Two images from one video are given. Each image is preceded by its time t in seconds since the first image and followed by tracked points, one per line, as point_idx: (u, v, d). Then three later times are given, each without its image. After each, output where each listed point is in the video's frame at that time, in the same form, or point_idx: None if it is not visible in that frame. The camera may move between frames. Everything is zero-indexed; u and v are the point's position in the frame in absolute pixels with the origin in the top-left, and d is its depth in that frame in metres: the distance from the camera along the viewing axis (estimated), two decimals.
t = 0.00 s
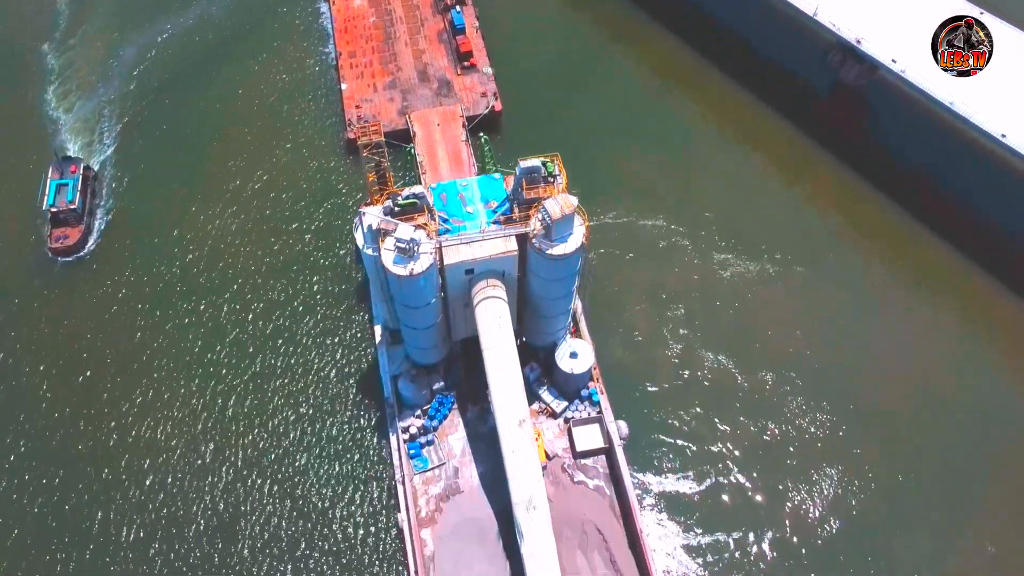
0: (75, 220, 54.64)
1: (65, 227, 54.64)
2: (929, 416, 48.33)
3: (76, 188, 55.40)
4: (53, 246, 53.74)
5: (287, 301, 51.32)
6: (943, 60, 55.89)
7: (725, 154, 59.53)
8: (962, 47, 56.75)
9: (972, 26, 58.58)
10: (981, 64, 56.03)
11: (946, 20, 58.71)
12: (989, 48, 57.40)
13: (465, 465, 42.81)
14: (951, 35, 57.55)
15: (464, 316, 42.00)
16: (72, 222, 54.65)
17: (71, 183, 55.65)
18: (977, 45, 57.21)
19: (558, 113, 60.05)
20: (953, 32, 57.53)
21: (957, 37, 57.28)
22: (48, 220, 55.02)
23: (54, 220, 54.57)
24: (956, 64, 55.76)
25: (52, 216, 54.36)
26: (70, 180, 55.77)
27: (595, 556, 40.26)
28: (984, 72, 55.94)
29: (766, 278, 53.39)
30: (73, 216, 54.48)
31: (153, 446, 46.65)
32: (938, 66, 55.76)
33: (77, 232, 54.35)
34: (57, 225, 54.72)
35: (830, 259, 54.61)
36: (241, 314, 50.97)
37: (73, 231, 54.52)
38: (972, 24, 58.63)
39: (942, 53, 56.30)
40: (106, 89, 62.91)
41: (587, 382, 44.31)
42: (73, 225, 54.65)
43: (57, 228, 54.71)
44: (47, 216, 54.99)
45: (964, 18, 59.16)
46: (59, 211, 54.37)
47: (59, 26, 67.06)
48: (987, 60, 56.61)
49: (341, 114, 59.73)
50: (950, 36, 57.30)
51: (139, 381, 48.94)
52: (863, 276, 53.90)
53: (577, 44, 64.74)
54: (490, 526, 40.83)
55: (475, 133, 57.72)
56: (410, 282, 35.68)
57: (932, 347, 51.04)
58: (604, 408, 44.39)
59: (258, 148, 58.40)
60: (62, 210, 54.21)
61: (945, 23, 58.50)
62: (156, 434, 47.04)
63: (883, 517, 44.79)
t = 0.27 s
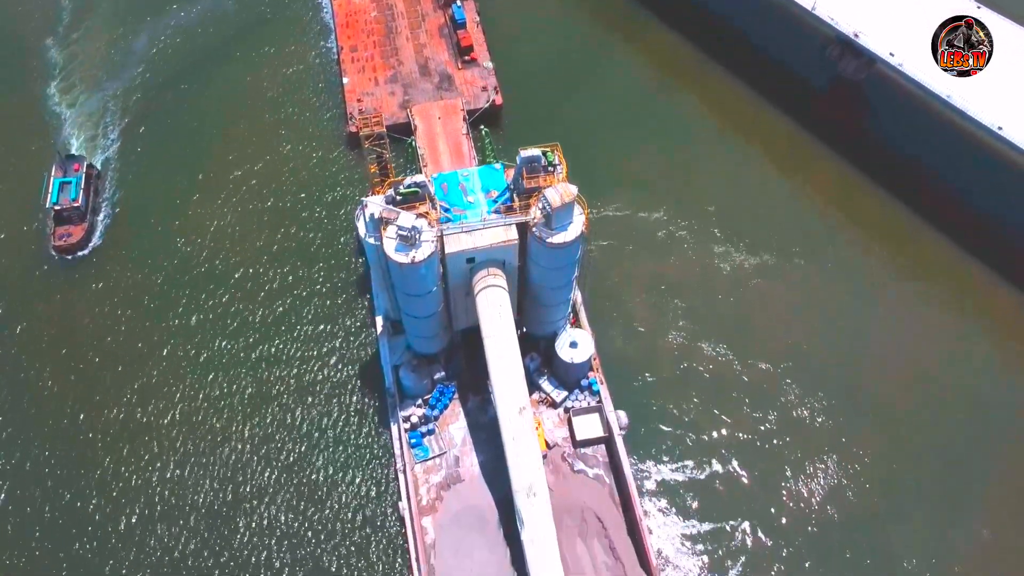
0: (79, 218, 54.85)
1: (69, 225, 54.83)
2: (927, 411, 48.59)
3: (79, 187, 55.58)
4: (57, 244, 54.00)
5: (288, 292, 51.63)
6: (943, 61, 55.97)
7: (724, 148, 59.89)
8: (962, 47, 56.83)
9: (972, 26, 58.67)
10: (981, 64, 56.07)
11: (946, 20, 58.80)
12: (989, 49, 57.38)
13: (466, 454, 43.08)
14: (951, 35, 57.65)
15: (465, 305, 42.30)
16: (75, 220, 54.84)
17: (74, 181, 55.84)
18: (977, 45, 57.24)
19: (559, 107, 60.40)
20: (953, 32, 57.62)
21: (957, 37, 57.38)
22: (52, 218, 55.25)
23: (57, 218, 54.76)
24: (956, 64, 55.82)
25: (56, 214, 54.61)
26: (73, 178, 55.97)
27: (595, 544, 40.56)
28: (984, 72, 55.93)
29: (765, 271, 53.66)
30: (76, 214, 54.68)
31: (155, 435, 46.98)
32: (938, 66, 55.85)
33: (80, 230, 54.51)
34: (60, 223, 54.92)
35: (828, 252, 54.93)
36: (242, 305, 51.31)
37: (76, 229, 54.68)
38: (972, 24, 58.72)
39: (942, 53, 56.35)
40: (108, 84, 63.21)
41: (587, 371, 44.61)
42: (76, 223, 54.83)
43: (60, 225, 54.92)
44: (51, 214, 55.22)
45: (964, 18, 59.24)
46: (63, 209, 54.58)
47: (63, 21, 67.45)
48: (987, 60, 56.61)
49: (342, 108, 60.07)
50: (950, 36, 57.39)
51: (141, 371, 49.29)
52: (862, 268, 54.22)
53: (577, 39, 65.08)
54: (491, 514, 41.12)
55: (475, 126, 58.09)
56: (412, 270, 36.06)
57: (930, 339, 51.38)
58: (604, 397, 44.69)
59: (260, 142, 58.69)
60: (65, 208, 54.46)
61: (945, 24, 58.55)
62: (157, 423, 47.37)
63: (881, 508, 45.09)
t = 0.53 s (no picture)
0: (82, 216, 54.82)
1: (72, 223, 54.75)
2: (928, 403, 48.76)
3: (82, 185, 55.57)
4: (60, 242, 53.89)
5: (290, 284, 51.96)
6: (943, 60, 55.85)
7: (724, 142, 60.21)
8: (962, 48, 56.80)
9: (972, 27, 58.64)
10: (980, 64, 56.05)
11: (946, 20, 58.68)
12: (989, 49, 57.45)
13: (467, 444, 43.34)
14: (951, 35, 57.63)
15: (466, 295, 42.60)
16: (78, 218, 54.79)
17: (78, 179, 55.81)
18: (977, 46, 57.23)
19: (559, 101, 60.75)
20: (953, 32, 57.58)
21: (957, 37, 57.40)
22: (55, 216, 55.14)
23: (60, 216, 54.66)
24: (956, 64, 55.76)
25: (59, 212, 54.50)
26: (76, 176, 55.95)
27: (595, 532, 40.80)
28: (984, 73, 55.85)
29: (765, 264, 53.91)
30: (79, 212, 54.64)
31: (157, 425, 47.28)
32: (938, 66, 55.71)
33: (83, 228, 54.46)
34: (63, 221, 54.84)
35: (827, 244, 55.19)
36: (244, 297, 51.64)
37: (79, 227, 54.62)
38: (971, 24, 58.74)
39: (942, 53, 56.28)
40: (111, 80, 63.53)
41: (587, 361, 44.90)
42: (79, 221, 54.79)
43: (63, 224, 54.83)
44: (54, 212, 55.10)
45: (964, 18, 59.37)
46: (66, 207, 54.51)
47: (66, 16, 67.84)
48: (987, 60, 56.60)
49: (343, 103, 60.39)
50: (950, 36, 57.38)
51: (143, 362, 49.59)
52: (860, 261, 54.51)
53: (577, 34, 65.48)
54: (491, 502, 41.37)
55: (476, 120, 58.41)
56: (413, 258, 36.39)
57: (929, 330, 51.65)
58: (604, 387, 44.96)
59: (262, 136, 59.00)
60: (69, 206, 54.38)
61: (945, 23, 58.48)
62: (160, 413, 47.68)
63: (880, 498, 45.33)
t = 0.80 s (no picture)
0: (85, 214, 54.89)
1: (75, 221, 54.84)
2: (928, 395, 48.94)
3: (85, 183, 55.68)
4: (63, 240, 53.93)
5: (292, 275, 52.35)
6: (943, 61, 55.79)
7: (723, 135, 60.56)
8: (962, 48, 56.73)
9: (972, 27, 58.50)
10: (980, 64, 56.02)
11: (946, 20, 58.54)
12: (989, 48, 57.35)
13: (468, 433, 43.63)
14: (951, 35, 57.56)
15: (466, 284, 42.91)
16: (82, 216, 54.86)
17: (81, 177, 55.92)
18: (977, 46, 57.14)
19: (560, 95, 61.13)
20: (953, 32, 57.50)
21: (957, 37, 57.35)
22: (58, 214, 55.21)
23: (63, 214, 54.72)
24: (956, 64, 55.70)
25: (62, 210, 54.55)
26: (80, 174, 56.04)
27: (595, 520, 41.10)
28: (984, 73, 55.76)
29: (765, 256, 54.18)
30: (83, 210, 54.72)
31: (160, 415, 47.60)
32: (938, 66, 55.63)
33: (86, 226, 54.54)
34: (67, 219, 54.90)
35: (826, 236, 55.49)
36: (246, 288, 52.01)
37: (82, 225, 54.70)
38: (971, 24, 58.61)
39: (942, 53, 56.21)
40: (114, 75, 63.86)
41: (586, 350, 45.18)
42: (83, 219, 54.86)
43: (67, 222, 54.89)
44: (57, 210, 55.17)
45: (964, 18, 59.24)
46: (69, 205, 54.56)
47: (69, 11, 68.26)
48: (987, 60, 56.55)
49: (345, 97, 60.64)
50: (950, 36, 57.30)
51: (146, 352, 49.92)
52: (859, 253, 54.83)
53: (577, 29, 65.87)
54: (492, 490, 41.66)
55: (477, 113, 58.75)
56: (415, 246, 36.75)
57: (927, 321, 51.97)
58: (603, 376, 45.24)
59: (264, 130, 59.33)
60: (72, 204, 54.40)
61: (945, 24, 58.36)
62: (162, 403, 47.99)
63: (879, 486, 45.60)
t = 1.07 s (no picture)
0: (89, 212, 55.14)
1: (79, 218, 55.08)
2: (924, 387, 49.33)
3: (88, 180, 55.92)
4: (66, 238, 54.18)
5: (293, 266, 52.72)
6: (943, 60, 55.75)
7: (722, 129, 60.96)
8: (962, 48, 56.68)
9: (971, 27, 58.37)
10: (981, 64, 55.97)
11: (946, 20, 58.42)
12: (989, 48, 57.31)
13: (468, 422, 43.93)
14: (951, 35, 57.51)
15: (467, 273, 43.22)
16: (85, 214, 55.11)
17: (84, 175, 56.16)
18: (977, 47, 57.08)
19: (559, 88, 61.54)
20: (953, 32, 57.45)
21: (957, 37, 57.33)
22: (62, 212, 55.47)
23: (67, 212, 54.98)
24: (956, 64, 55.65)
25: (65, 207, 54.83)
26: (83, 172, 56.27)
27: (595, 507, 41.40)
28: (984, 73, 55.66)
29: (764, 249, 54.50)
30: (86, 207, 54.97)
31: (162, 405, 47.95)
32: (938, 66, 55.60)
33: (90, 223, 54.75)
34: (70, 217, 55.15)
35: (824, 228, 55.88)
36: (248, 278, 52.40)
37: (86, 222, 54.93)
38: (971, 25, 58.46)
39: (942, 53, 56.14)
40: (117, 69, 64.21)
41: (586, 340, 45.48)
42: (86, 216, 55.10)
43: (70, 219, 55.15)
44: (61, 208, 55.46)
45: (964, 18, 59.16)
46: (73, 202, 54.86)
47: (72, 5, 68.67)
48: (987, 60, 56.52)
49: (346, 90, 61.08)
50: (950, 36, 57.26)
51: (149, 343, 50.28)
52: (857, 245, 55.25)
53: (577, 23, 66.24)
54: (492, 478, 41.98)
55: (478, 107, 59.10)
56: (416, 234, 37.10)
57: (924, 312, 52.44)
58: (603, 365, 45.53)
59: (266, 124, 59.67)
60: (76, 201, 54.70)
61: (945, 23, 58.24)
62: (164, 393, 48.36)
63: (876, 475, 46.02)
